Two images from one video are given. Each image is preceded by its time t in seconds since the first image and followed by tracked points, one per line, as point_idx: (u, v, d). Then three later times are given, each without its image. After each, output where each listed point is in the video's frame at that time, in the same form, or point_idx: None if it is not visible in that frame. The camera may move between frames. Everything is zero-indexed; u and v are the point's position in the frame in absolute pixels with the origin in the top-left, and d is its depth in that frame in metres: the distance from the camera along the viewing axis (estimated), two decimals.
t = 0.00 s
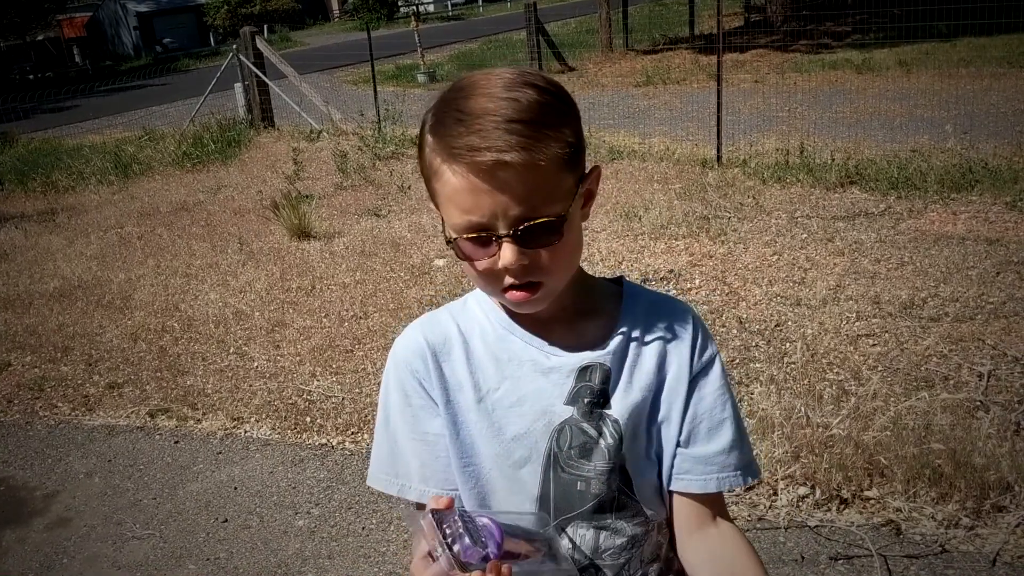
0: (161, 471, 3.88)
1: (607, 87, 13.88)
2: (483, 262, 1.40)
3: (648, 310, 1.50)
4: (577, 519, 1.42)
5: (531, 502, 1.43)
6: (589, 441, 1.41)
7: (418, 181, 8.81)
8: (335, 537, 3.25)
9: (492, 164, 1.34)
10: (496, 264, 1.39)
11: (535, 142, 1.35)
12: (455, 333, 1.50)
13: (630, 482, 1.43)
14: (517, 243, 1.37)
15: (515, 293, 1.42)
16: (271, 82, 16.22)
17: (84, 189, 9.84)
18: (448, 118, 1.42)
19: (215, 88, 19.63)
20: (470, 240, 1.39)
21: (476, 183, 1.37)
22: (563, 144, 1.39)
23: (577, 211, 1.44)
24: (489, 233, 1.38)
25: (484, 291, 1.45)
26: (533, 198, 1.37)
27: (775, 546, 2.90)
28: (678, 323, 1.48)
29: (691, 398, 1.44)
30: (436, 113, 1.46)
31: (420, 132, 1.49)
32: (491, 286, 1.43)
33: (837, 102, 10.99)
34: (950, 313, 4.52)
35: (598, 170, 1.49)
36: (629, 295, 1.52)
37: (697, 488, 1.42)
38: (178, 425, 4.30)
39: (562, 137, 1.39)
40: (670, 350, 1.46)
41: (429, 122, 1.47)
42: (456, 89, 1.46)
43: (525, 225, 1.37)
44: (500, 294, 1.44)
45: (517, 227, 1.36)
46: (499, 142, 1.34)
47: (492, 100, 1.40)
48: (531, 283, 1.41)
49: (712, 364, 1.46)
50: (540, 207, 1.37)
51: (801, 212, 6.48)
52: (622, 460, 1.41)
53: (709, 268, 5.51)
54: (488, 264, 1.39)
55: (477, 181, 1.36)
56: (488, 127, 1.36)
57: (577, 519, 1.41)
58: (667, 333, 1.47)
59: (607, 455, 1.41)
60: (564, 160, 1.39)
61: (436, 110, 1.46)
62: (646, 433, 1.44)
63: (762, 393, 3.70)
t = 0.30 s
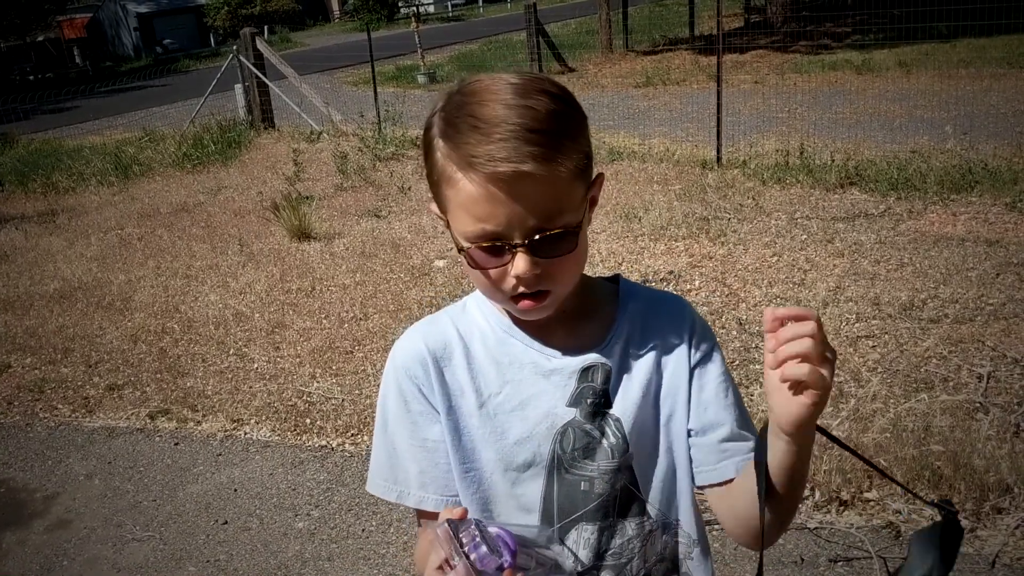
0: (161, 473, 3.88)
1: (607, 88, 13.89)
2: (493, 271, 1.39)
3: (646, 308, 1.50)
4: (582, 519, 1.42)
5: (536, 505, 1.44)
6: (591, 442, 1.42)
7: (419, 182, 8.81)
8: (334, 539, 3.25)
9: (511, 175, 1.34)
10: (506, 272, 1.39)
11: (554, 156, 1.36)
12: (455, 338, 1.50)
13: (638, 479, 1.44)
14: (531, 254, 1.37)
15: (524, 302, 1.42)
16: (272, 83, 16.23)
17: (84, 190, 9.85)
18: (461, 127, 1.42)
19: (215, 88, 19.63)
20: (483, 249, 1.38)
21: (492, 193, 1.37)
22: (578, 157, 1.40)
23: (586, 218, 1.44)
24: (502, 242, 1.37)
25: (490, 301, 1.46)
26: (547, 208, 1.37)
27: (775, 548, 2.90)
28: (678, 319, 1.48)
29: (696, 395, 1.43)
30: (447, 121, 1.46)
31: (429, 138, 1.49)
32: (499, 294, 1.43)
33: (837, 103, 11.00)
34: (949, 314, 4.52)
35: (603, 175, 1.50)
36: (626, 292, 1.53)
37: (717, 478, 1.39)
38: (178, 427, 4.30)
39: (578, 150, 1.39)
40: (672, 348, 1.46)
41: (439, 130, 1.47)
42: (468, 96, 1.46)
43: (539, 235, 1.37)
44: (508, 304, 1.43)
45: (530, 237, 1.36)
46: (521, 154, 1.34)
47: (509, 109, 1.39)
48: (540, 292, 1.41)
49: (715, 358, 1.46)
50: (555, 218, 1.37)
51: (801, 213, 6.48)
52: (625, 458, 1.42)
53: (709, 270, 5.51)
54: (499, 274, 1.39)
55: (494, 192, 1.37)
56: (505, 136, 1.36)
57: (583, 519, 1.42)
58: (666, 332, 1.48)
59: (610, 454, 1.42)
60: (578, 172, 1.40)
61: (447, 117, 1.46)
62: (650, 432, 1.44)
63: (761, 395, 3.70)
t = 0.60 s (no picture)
0: (161, 477, 3.89)
1: (606, 91, 13.90)
2: (503, 293, 1.40)
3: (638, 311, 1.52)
4: (585, 521, 1.43)
5: (538, 510, 1.45)
6: (589, 444, 1.44)
7: (418, 185, 8.82)
8: (333, 543, 3.26)
9: (524, 204, 1.35)
10: (518, 296, 1.39)
11: (566, 184, 1.37)
12: (452, 349, 1.51)
13: (638, 478, 1.44)
14: (543, 278, 1.38)
15: (530, 321, 1.43)
16: (272, 86, 16.24)
17: (84, 193, 9.86)
18: (471, 152, 1.43)
19: (214, 91, 19.64)
20: (495, 274, 1.39)
21: (503, 220, 1.37)
22: (585, 183, 1.41)
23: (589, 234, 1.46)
24: (511, 264, 1.38)
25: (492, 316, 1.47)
26: (556, 233, 1.38)
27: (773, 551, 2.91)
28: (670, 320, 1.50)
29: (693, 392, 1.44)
30: (455, 142, 1.46)
31: (436, 159, 1.49)
32: (504, 311, 1.44)
33: (836, 106, 11.00)
34: (948, 317, 4.53)
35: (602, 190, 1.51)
36: (617, 295, 1.54)
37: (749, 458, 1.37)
38: (178, 430, 4.31)
39: (585, 175, 1.41)
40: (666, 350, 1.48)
41: (448, 151, 1.47)
42: (478, 117, 1.46)
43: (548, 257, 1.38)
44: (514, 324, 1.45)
45: (538, 261, 1.37)
46: (533, 184, 1.34)
47: (521, 135, 1.40)
48: (546, 311, 1.42)
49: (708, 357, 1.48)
50: (564, 241, 1.38)
51: (800, 216, 6.48)
52: (623, 457, 1.44)
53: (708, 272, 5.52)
54: (507, 295, 1.40)
55: (505, 218, 1.37)
56: (519, 165, 1.36)
57: (586, 521, 1.43)
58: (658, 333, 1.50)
59: (608, 455, 1.44)
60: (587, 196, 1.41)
61: (456, 139, 1.46)
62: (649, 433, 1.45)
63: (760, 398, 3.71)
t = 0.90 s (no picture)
0: (157, 478, 3.89)
1: (605, 92, 13.91)
2: (512, 284, 1.39)
3: (635, 324, 1.52)
4: (575, 537, 1.43)
5: (528, 522, 1.44)
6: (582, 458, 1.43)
7: (416, 185, 8.82)
8: (329, 545, 3.26)
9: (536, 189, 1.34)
10: (528, 288, 1.38)
11: (579, 178, 1.37)
12: (447, 355, 1.50)
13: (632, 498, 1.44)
14: (553, 271, 1.37)
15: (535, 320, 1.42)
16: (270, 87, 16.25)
17: (82, 194, 9.85)
18: (483, 142, 1.42)
19: (212, 92, 19.63)
20: (506, 263, 1.38)
21: (516, 209, 1.37)
22: (592, 176, 1.41)
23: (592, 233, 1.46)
24: (523, 259, 1.37)
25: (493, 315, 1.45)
26: (565, 224, 1.37)
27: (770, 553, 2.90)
28: (666, 336, 1.50)
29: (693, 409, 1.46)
30: (464, 135, 1.45)
31: (443, 152, 1.48)
32: (508, 308, 1.42)
33: (834, 107, 11.00)
34: (945, 318, 4.53)
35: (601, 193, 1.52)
36: (615, 308, 1.54)
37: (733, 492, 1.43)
38: (175, 431, 4.30)
39: (596, 170, 1.41)
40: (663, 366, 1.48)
41: (456, 144, 1.46)
42: (487, 112, 1.45)
43: (557, 251, 1.37)
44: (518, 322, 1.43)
45: (548, 255, 1.37)
46: (546, 171, 1.34)
47: (531, 127, 1.40)
48: (552, 307, 1.41)
49: (701, 373, 1.48)
50: (574, 234, 1.38)
51: (798, 217, 6.49)
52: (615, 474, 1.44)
53: (705, 274, 5.52)
54: (516, 289, 1.39)
55: (519, 207, 1.36)
56: (535, 154, 1.36)
57: (575, 537, 1.43)
58: (653, 348, 1.49)
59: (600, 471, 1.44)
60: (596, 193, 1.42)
61: (465, 133, 1.45)
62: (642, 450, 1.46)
63: (756, 400, 3.71)
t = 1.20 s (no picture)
0: (153, 478, 3.88)
1: (605, 92, 13.90)
2: (540, 244, 1.38)
3: (625, 328, 1.51)
4: (562, 547, 1.44)
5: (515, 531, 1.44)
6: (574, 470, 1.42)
7: (415, 185, 8.81)
8: (325, 544, 3.25)
9: (588, 141, 1.39)
10: (557, 249, 1.38)
11: (613, 150, 1.43)
12: (436, 358, 1.48)
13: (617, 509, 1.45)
14: (583, 235, 1.38)
15: (552, 286, 1.40)
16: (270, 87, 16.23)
17: (81, 194, 9.85)
18: (523, 103, 1.45)
19: (211, 92, 19.61)
20: (540, 217, 1.38)
21: (561, 160, 1.39)
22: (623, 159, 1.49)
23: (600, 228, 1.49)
24: (557, 214, 1.38)
25: (506, 279, 1.42)
26: (601, 188, 1.41)
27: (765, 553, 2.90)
28: (654, 341, 1.50)
29: (671, 421, 1.47)
30: (504, 97, 1.48)
31: (476, 112, 1.49)
32: (528, 269, 1.40)
33: (833, 106, 10.98)
34: (942, 317, 4.52)
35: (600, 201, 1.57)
36: (605, 312, 1.54)
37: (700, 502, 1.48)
38: (171, 431, 4.30)
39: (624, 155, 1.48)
40: (650, 373, 1.47)
41: (494, 105, 1.48)
42: (528, 85, 1.51)
43: (588, 214, 1.39)
44: (534, 285, 1.41)
45: (581, 215, 1.39)
46: (599, 128, 1.40)
47: (577, 97, 1.46)
48: (571, 276, 1.41)
49: (686, 383, 1.49)
50: (605, 202, 1.42)
51: (797, 216, 6.48)
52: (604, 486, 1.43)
53: (703, 273, 5.51)
54: (546, 242, 1.38)
55: (567, 156, 1.39)
56: (582, 113, 1.41)
57: (563, 546, 1.44)
58: (643, 354, 1.49)
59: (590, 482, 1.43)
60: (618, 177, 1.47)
61: (504, 96, 1.49)
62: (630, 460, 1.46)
63: (753, 400, 3.71)
